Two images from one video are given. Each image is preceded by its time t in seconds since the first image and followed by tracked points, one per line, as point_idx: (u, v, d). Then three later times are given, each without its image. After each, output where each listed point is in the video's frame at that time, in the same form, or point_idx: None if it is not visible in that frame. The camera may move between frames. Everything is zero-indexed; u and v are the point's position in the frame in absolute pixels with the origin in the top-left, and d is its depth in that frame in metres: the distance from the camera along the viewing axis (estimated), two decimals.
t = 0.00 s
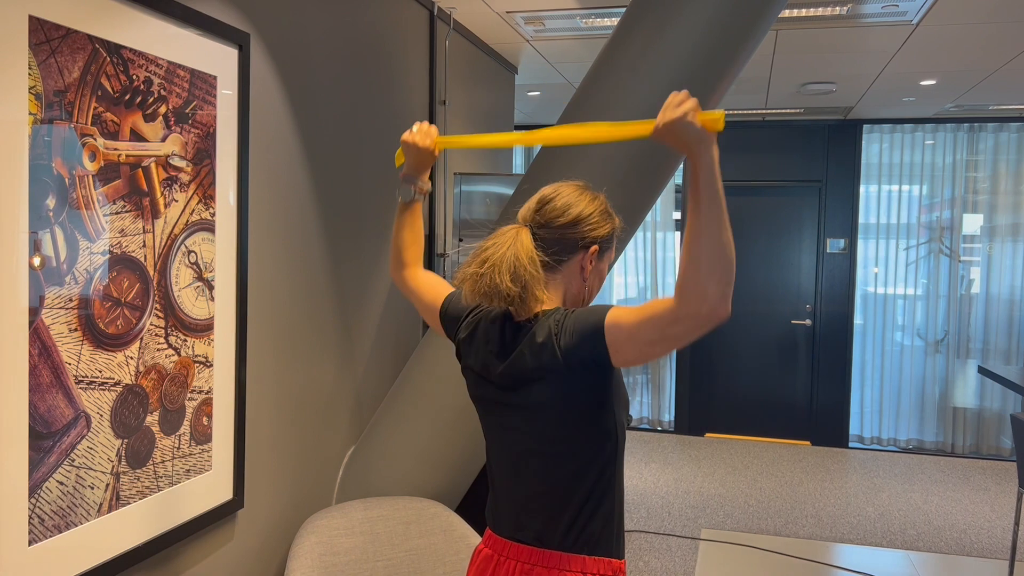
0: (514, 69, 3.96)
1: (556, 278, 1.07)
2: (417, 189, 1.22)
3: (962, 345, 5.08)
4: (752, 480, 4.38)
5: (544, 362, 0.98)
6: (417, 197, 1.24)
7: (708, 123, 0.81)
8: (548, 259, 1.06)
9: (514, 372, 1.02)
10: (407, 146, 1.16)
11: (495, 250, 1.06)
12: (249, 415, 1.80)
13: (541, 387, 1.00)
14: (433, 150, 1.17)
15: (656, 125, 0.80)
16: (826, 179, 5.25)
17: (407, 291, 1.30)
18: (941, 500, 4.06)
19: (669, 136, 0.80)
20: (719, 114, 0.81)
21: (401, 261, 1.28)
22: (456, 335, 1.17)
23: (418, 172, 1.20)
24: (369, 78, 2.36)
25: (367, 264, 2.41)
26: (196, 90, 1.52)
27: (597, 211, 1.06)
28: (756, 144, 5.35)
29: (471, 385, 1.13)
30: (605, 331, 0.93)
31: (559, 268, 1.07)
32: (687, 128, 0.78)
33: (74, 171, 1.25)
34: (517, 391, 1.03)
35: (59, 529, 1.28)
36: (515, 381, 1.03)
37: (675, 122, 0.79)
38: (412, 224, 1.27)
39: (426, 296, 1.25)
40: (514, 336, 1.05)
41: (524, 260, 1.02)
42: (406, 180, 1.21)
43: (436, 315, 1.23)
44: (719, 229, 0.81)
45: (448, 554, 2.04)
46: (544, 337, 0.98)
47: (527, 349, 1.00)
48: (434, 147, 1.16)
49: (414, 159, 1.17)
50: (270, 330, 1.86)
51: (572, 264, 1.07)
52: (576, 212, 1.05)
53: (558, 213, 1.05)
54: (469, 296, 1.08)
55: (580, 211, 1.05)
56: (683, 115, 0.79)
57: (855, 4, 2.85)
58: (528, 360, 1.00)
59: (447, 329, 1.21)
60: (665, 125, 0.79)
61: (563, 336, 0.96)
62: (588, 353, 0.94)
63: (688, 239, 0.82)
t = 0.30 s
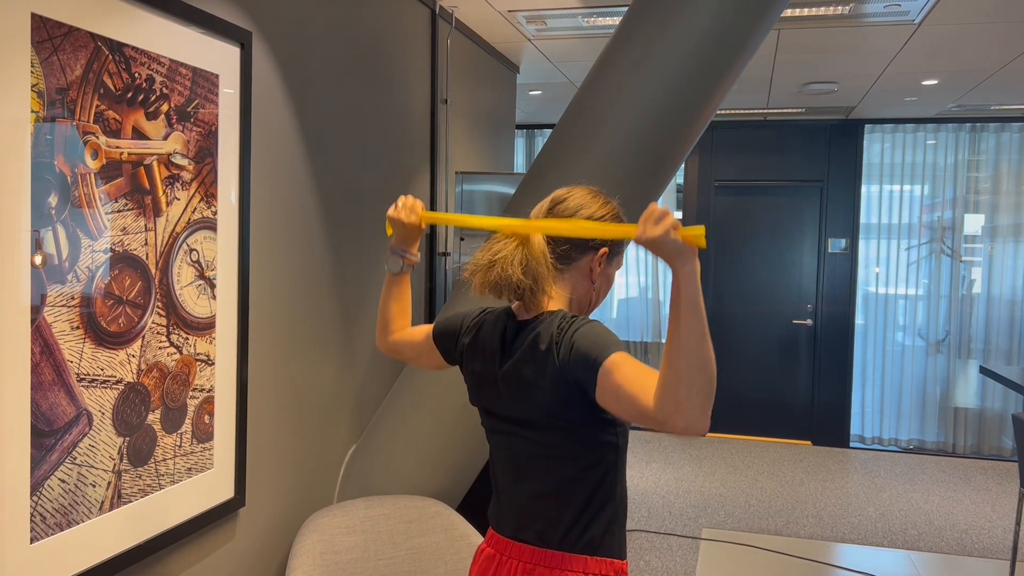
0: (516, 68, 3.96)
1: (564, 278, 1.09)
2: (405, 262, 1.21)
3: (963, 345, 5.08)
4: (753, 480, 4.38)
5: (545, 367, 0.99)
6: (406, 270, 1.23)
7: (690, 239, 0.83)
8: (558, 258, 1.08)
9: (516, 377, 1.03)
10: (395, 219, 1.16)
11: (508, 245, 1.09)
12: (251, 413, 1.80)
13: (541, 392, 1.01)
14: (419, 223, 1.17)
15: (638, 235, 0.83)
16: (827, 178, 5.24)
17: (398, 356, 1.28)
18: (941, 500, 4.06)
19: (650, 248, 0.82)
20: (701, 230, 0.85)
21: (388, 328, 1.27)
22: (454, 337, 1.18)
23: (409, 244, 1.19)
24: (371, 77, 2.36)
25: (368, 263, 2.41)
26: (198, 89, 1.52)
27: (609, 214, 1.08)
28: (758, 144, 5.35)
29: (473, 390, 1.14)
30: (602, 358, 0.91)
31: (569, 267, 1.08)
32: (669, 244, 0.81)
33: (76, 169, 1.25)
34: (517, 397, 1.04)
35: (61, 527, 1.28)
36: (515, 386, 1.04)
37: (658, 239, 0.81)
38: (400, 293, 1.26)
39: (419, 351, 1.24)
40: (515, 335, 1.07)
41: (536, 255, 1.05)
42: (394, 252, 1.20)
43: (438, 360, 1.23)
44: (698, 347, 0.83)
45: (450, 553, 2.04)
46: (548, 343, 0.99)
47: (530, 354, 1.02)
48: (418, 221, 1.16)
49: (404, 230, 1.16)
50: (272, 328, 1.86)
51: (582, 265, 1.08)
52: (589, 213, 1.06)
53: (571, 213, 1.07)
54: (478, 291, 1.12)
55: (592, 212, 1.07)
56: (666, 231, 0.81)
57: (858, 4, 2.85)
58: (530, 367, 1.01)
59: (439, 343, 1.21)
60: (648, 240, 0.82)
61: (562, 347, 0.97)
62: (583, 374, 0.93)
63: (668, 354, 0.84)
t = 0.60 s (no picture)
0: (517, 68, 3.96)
1: (569, 277, 1.08)
2: (406, 314, 1.26)
3: (964, 345, 5.07)
4: (753, 479, 4.38)
5: (548, 369, 1.00)
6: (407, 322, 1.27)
7: (675, 325, 0.85)
8: (563, 256, 1.07)
9: (520, 376, 1.04)
10: (393, 274, 1.24)
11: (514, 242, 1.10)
12: (252, 411, 1.80)
13: (544, 394, 1.01)
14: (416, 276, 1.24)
15: (622, 316, 0.84)
16: (828, 178, 5.24)
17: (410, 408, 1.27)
18: (942, 500, 4.06)
19: (636, 331, 0.84)
20: (686, 317, 0.86)
21: (392, 384, 1.28)
22: (458, 337, 1.19)
23: (407, 296, 1.26)
24: (373, 76, 2.36)
25: (369, 261, 2.41)
26: (200, 86, 1.52)
27: (612, 213, 1.09)
28: (759, 144, 5.34)
29: (477, 390, 1.14)
30: (604, 383, 0.92)
31: (574, 266, 1.08)
32: (654, 329, 0.84)
33: (78, 167, 1.25)
34: (515, 401, 1.05)
35: (62, 525, 1.28)
36: (516, 388, 1.05)
37: (642, 323, 0.83)
38: (402, 347, 1.29)
39: (430, 388, 1.23)
40: (518, 332, 1.08)
41: (540, 249, 1.05)
42: (394, 305, 1.26)
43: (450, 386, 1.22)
44: (667, 432, 0.84)
45: (451, 552, 2.04)
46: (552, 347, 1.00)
47: (534, 358, 1.02)
48: (415, 274, 1.23)
49: (402, 282, 1.24)
50: (274, 326, 1.86)
51: (587, 263, 1.08)
52: (592, 212, 1.07)
53: (575, 212, 1.07)
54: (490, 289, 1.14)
55: (597, 211, 1.08)
56: (650, 316, 0.83)
57: (859, 4, 2.84)
58: (535, 368, 1.02)
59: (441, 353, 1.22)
60: (633, 323, 0.83)
61: (568, 353, 0.97)
62: (580, 389, 0.94)
63: (638, 431, 0.85)
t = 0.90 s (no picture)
0: (518, 67, 3.96)
1: (569, 274, 1.09)
2: (421, 346, 1.27)
3: (964, 345, 5.07)
4: (754, 479, 4.38)
5: (549, 370, 1.00)
6: (421, 355, 1.28)
7: (684, 355, 0.90)
8: (563, 254, 1.07)
9: (522, 377, 1.04)
10: (410, 306, 1.26)
11: (513, 240, 1.10)
12: (253, 409, 1.80)
13: (545, 395, 1.02)
14: (432, 310, 1.27)
15: (635, 340, 0.89)
16: (829, 178, 5.24)
17: (422, 439, 1.25)
18: (942, 500, 4.06)
19: (644, 355, 0.89)
20: (696, 349, 0.91)
21: (403, 415, 1.26)
22: (461, 337, 1.19)
23: (423, 330, 1.29)
24: (374, 75, 2.36)
25: (370, 260, 2.41)
26: (202, 84, 1.52)
27: (612, 208, 1.08)
28: (760, 143, 5.34)
29: (478, 391, 1.14)
30: (609, 391, 0.95)
31: (574, 263, 1.08)
32: (663, 356, 0.88)
33: (80, 164, 1.25)
34: (516, 402, 1.06)
35: (63, 522, 1.28)
36: (518, 388, 1.05)
37: (652, 348, 0.88)
38: (416, 380, 1.29)
39: (441, 410, 1.23)
40: (519, 331, 1.07)
41: (541, 248, 1.05)
42: (408, 339, 1.28)
43: (460, 404, 1.22)
44: (656, 459, 0.87)
45: (451, 551, 2.04)
46: (555, 347, 1.00)
47: (537, 359, 1.03)
48: (431, 307, 1.26)
49: (419, 314, 1.26)
50: (275, 324, 1.86)
51: (588, 259, 1.08)
52: (591, 209, 1.07)
53: (574, 210, 1.07)
54: (486, 290, 1.14)
55: (596, 207, 1.07)
56: (661, 343, 0.88)
57: (861, 4, 2.84)
58: (537, 369, 1.02)
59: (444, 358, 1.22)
60: (643, 347, 0.88)
61: (570, 355, 0.98)
62: (582, 392, 0.95)
63: (630, 450, 0.87)
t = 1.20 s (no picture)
0: (519, 66, 3.95)
1: (572, 274, 1.09)
2: (433, 356, 1.27)
3: (964, 346, 5.07)
4: (753, 479, 4.38)
5: (556, 370, 1.01)
6: (434, 365, 1.28)
7: (696, 374, 0.91)
8: (566, 253, 1.07)
9: (528, 376, 1.05)
10: (423, 315, 1.25)
11: (515, 240, 1.10)
12: (254, 407, 1.80)
13: (549, 395, 1.02)
14: (446, 319, 1.26)
15: (649, 354, 0.90)
16: (830, 178, 5.24)
17: (430, 447, 1.25)
18: (941, 500, 4.06)
19: (657, 368, 0.90)
20: (708, 369, 0.92)
21: (412, 423, 1.26)
22: (468, 337, 1.19)
23: (436, 339, 1.28)
24: (375, 74, 2.36)
25: (371, 259, 2.41)
26: (203, 82, 1.52)
27: (610, 203, 1.08)
28: (760, 142, 5.34)
29: (483, 390, 1.15)
30: (613, 395, 0.95)
31: (577, 262, 1.08)
32: (676, 373, 0.89)
33: (81, 162, 1.25)
34: (520, 401, 1.06)
35: (64, 521, 1.28)
36: (522, 387, 1.05)
37: (667, 363, 0.89)
38: (428, 389, 1.29)
39: (447, 415, 1.22)
40: (526, 331, 1.07)
41: (544, 250, 1.05)
42: (421, 348, 1.28)
43: (466, 407, 1.21)
44: (654, 471, 0.88)
45: (452, 550, 2.04)
46: (563, 347, 1.00)
47: (543, 358, 1.03)
48: (445, 316, 1.25)
49: (433, 323, 1.25)
50: (275, 323, 1.86)
51: (590, 257, 1.08)
52: (590, 206, 1.06)
53: (574, 208, 1.06)
54: (492, 293, 1.14)
55: (596, 204, 1.07)
56: (676, 359, 0.89)
57: (862, 4, 2.84)
58: (543, 369, 1.03)
59: (450, 360, 1.22)
60: (657, 360, 0.90)
61: (576, 355, 0.98)
62: (587, 393, 0.95)
63: (630, 459, 0.88)
